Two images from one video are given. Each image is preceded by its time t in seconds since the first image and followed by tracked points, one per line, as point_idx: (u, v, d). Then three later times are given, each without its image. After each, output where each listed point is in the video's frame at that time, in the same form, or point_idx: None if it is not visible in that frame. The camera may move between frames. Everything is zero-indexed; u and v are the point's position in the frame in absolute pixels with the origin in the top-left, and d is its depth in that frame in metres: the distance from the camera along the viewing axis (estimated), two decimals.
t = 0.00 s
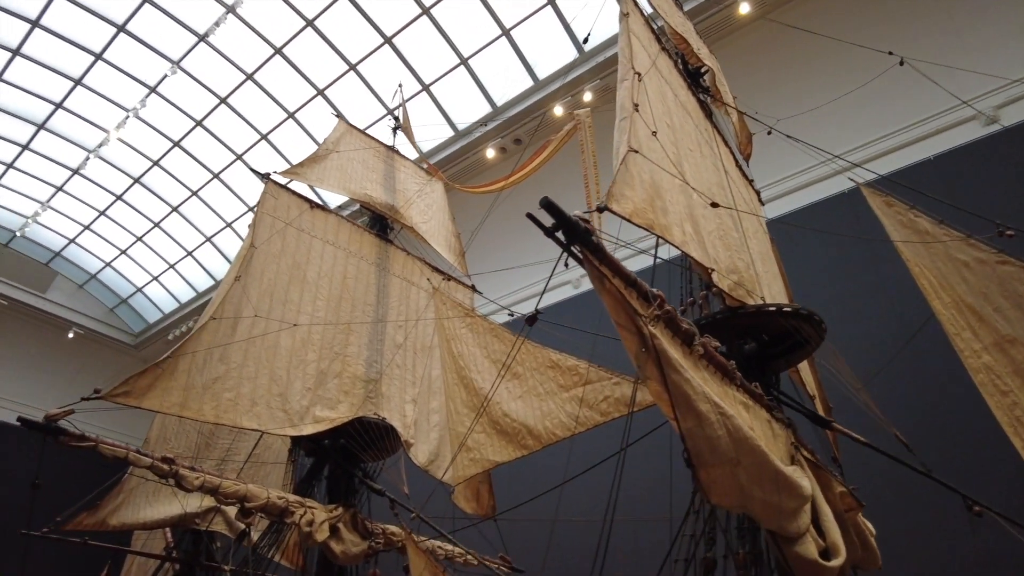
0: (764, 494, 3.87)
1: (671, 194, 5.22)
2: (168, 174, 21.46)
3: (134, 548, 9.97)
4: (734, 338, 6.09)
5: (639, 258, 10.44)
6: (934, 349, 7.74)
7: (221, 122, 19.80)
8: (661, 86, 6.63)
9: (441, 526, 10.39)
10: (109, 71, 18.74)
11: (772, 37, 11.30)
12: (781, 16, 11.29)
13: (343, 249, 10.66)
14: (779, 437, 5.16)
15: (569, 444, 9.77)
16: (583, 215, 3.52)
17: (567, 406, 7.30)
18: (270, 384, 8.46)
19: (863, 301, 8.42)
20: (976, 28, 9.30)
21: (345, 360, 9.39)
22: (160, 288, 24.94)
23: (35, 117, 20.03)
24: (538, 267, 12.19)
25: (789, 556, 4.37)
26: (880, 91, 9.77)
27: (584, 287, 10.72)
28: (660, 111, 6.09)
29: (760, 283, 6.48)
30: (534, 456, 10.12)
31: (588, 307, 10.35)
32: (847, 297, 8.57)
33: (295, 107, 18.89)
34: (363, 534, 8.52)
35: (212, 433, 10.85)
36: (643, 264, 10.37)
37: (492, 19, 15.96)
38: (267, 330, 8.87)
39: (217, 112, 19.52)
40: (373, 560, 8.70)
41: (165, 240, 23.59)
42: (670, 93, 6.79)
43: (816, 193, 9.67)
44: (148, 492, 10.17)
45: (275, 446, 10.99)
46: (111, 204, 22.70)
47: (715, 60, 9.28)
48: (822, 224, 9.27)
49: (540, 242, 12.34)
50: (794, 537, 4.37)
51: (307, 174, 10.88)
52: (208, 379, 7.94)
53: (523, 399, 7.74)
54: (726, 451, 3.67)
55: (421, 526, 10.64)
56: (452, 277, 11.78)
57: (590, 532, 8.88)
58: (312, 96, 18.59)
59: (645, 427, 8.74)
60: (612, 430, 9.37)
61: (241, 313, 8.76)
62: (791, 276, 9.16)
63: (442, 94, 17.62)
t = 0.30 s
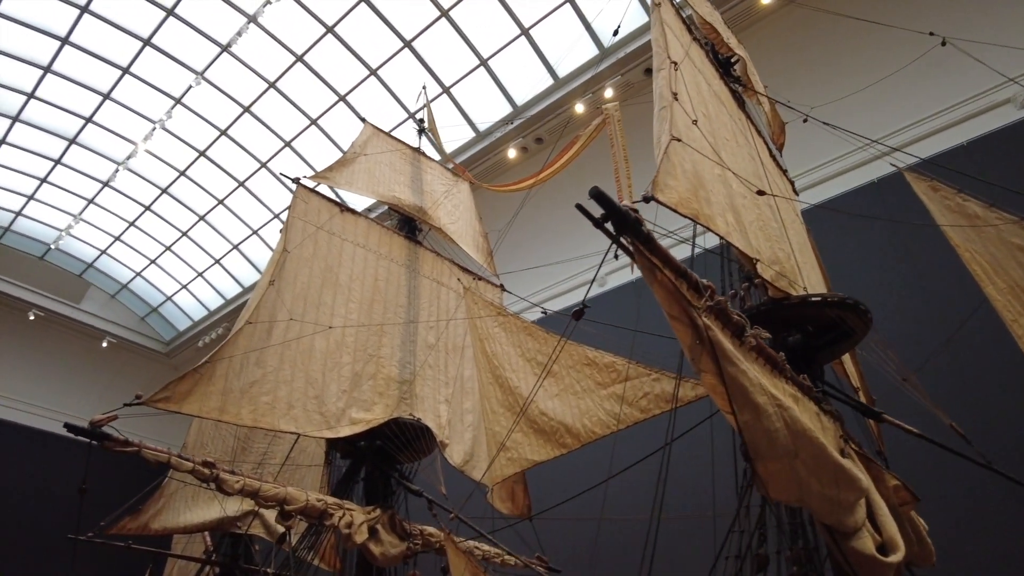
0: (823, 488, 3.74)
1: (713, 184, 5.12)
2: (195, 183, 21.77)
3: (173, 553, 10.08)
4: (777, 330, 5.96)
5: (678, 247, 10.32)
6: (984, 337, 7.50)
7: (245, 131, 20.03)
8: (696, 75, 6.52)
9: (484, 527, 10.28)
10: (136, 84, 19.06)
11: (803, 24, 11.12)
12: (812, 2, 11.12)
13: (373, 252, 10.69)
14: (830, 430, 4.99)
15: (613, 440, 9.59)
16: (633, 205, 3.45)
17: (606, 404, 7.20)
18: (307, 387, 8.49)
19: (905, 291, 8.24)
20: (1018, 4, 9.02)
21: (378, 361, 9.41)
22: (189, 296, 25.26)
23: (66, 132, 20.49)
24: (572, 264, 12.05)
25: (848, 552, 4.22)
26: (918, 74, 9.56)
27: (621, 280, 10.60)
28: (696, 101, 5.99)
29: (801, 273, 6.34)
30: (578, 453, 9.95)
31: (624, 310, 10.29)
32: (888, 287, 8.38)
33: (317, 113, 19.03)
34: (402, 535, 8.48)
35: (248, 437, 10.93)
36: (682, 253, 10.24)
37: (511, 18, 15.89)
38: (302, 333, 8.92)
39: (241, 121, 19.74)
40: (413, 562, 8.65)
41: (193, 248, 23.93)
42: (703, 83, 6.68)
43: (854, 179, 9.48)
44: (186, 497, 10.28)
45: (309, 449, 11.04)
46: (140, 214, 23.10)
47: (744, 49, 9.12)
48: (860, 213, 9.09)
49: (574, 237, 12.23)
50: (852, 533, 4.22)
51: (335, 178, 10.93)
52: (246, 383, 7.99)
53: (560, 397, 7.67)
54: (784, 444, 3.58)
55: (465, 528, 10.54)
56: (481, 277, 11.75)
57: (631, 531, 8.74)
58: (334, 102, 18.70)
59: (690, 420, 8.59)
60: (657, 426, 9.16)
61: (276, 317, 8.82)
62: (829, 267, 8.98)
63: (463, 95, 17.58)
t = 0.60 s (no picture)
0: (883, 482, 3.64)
1: (754, 176, 5.02)
2: (219, 192, 22.03)
3: (211, 558, 10.16)
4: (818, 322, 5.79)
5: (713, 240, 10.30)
6: None
7: (267, 139, 20.22)
8: (730, 66, 6.41)
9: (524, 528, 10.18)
10: (160, 96, 19.33)
11: (835, 14, 11.03)
12: None
13: (402, 254, 10.70)
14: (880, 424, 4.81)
15: (656, 437, 9.42)
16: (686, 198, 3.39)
17: (644, 402, 7.10)
18: (342, 390, 8.51)
19: (947, 281, 8.06)
20: None
21: (410, 363, 9.40)
22: (216, 303, 25.54)
23: (93, 145, 20.85)
24: (600, 262, 12.01)
25: (908, 548, 4.08)
26: (956, 58, 9.41)
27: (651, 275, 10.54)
28: (734, 92, 5.88)
29: (843, 265, 6.20)
30: (619, 452, 9.80)
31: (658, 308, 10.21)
32: (929, 277, 8.21)
33: (338, 119, 19.15)
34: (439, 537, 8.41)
35: (282, 441, 10.98)
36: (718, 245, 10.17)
37: (528, 19, 15.83)
38: (334, 336, 8.94)
39: (263, 129, 19.93)
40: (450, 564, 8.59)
41: (218, 256, 24.21)
42: (738, 74, 6.56)
43: (891, 166, 9.31)
44: (223, 501, 10.37)
45: (343, 452, 11.09)
46: (166, 224, 23.43)
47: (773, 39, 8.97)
48: (896, 204, 8.91)
49: (604, 237, 12.19)
50: (911, 529, 4.09)
51: (362, 181, 10.96)
52: (282, 387, 8.02)
53: (596, 396, 7.59)
54: (845, 437, 3.49)
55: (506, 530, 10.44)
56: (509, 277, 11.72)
57: (669, 529, 8.63)
58: (354, 107, 18.80)
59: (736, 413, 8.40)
60: (700, 422, 8.98)
61: (309, 321, 8.85)
62: (866, 258, 8.81)
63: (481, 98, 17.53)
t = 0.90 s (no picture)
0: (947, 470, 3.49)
1: (794, 161, 4.91)
2: (243, 200, 22.30)
3: (247, 559, 10.24)
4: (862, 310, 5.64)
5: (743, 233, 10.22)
6: None
7: (289, 145, 20.41)
8: (764, 52, 6.30)
9: (561, 526, 10.09)
10: (184, 106, 19.60)
11: None
12: None
13: (430, 254, 10.70)
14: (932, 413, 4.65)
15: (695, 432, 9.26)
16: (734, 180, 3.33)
17: (682, 396, 7.01)
18: (374, 390, 8.53)
19: (989, 268, 7.87)
20: None
21: (441, 362, 9.38)
22: (242, 309, 25.85)
23: (120, 156, 21.22)
24: (625, 259, 11.97)
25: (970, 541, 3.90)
26: (995, 37, 9.22)
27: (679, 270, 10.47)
28: (770, 77, 5.76)
29: (884, 252, 6.05)
30: (656, 447, 9.67)
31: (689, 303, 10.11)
32: (970, 265, 8.02)
33: (359, 124, 19.26)
34: (474, 535, 8.35)
35: (315, 442, 11.03)
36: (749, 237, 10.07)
37: (546, 17, 15.76)
38: (366, 337, 8.97)
39: (285, 136, 20.12)
40: (486, 562, 8.54)
41: (244, 263, 24.50)
42: (771, 59, 6.44)
43: (931, 148, 9.14)
44: (258, 503, 10.45)
45: (375, 452, 11.12)
46: (192, 232, 23.76)
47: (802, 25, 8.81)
48: (934, 190, 8.73)
49: (629, 234, 12.14)
50: (974, 522, 3.90)
51: (389, 182, 10.97)
52: (316, 388, 8.04)
53: (632, 391, 7.49)
54: (905, 424, 3.37)
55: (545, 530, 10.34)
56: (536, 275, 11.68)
57: (707, 525, 8.51)
58: (375, 112, 18.90)
59: (777, 406, 8.24)
60: (741, 416, 8.81)
61: (341, 321, 8.87)
62: (904, 247, 8.63)
63: (502, 97, 17.49)
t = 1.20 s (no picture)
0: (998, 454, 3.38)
1: (823, 144, 4.82)
2: (265, 205, 22.53)
3: (278, 559, 10.33)
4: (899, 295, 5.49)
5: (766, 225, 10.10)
6: None
7: (309, 150, 20.59)
8: (789, 36, 6.20)
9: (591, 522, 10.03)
10: (205, 114, 19.85)
11: None
12: None
13: (452, 252, 10.70)
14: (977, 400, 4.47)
15: (727, 426, 9.11)
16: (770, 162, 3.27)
17: (711, 389, 6.93)
18: (400, 388, 8.56)
19: None
20: None
21: (466, 359, 9.38)
22: (266, 313, 26.17)
23: (144, 165, 21.56)
24: (646, 253, 11.91)
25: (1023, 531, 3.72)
26: None
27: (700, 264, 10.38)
28: (796, 61, 5.66)
29: (917, 237, 5.92)
30: (688, 441, 9.56)
31: (714, 296, 10.01)
32: (1005, 250, 7.85)
33: (377, 127, 19.37)
34: (503, 532, 8.32)
35: (342, 441, 11.11)
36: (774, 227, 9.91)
37: (561, 14, 15.69)
38: (391, 335, 9.00)
39: (304, 141, 20.30)
40: (515, 559, 8.49)
41: (267, 268, 24.77)
42: (797, 44, 6.33)
43: (966, 130, 8.98)
44: (287, 503, 10.53)
45: (402, 450, 11.16)
46: (215, 238, 24.08)
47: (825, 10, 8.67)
48: (966, 175, 8.56)
49: (650, 230, 12.07)
50: None
51: (410, 182, 10.99)
52: (343, 387, 8.08)
53: (660, 384, 7.42)
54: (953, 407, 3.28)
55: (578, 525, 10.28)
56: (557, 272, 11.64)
57: (739, 520, 8.41)
58: (392, 114, 18.98)
59: (809, 397, 8.12)
60: (773, 408, 8.66)
61: (366, 321, 8.90)
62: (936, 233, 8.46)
63: (518, 97, 17.43)
